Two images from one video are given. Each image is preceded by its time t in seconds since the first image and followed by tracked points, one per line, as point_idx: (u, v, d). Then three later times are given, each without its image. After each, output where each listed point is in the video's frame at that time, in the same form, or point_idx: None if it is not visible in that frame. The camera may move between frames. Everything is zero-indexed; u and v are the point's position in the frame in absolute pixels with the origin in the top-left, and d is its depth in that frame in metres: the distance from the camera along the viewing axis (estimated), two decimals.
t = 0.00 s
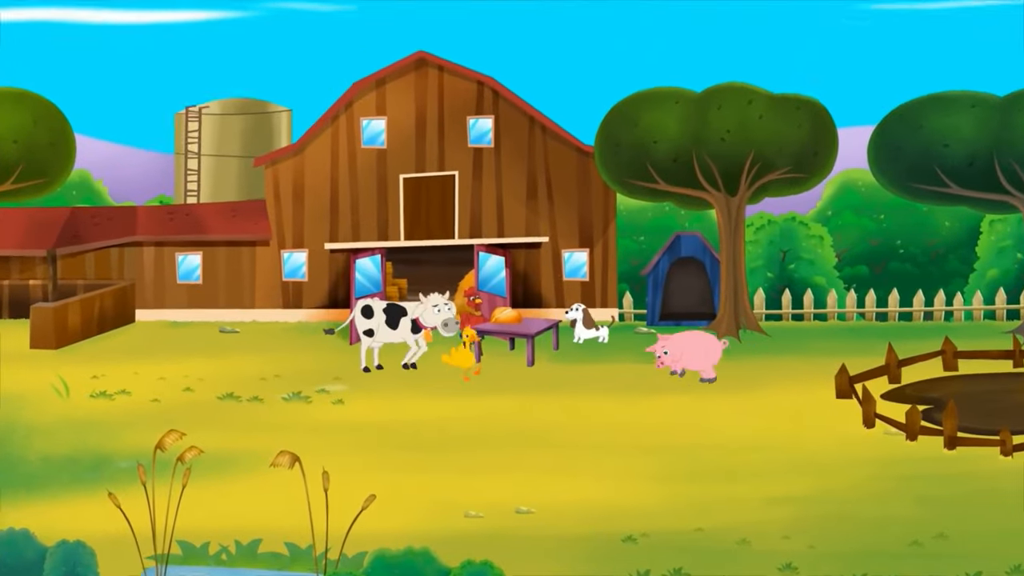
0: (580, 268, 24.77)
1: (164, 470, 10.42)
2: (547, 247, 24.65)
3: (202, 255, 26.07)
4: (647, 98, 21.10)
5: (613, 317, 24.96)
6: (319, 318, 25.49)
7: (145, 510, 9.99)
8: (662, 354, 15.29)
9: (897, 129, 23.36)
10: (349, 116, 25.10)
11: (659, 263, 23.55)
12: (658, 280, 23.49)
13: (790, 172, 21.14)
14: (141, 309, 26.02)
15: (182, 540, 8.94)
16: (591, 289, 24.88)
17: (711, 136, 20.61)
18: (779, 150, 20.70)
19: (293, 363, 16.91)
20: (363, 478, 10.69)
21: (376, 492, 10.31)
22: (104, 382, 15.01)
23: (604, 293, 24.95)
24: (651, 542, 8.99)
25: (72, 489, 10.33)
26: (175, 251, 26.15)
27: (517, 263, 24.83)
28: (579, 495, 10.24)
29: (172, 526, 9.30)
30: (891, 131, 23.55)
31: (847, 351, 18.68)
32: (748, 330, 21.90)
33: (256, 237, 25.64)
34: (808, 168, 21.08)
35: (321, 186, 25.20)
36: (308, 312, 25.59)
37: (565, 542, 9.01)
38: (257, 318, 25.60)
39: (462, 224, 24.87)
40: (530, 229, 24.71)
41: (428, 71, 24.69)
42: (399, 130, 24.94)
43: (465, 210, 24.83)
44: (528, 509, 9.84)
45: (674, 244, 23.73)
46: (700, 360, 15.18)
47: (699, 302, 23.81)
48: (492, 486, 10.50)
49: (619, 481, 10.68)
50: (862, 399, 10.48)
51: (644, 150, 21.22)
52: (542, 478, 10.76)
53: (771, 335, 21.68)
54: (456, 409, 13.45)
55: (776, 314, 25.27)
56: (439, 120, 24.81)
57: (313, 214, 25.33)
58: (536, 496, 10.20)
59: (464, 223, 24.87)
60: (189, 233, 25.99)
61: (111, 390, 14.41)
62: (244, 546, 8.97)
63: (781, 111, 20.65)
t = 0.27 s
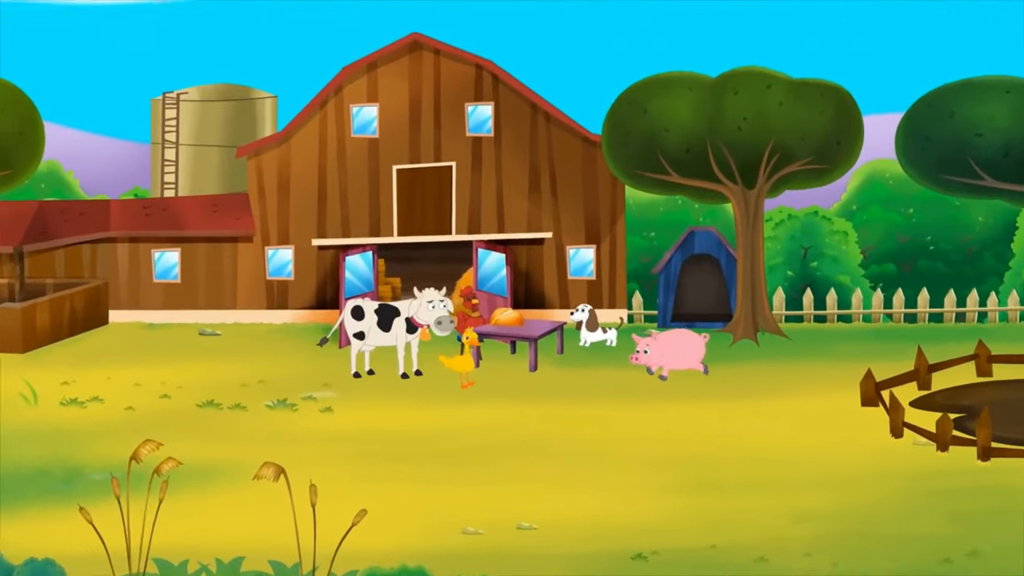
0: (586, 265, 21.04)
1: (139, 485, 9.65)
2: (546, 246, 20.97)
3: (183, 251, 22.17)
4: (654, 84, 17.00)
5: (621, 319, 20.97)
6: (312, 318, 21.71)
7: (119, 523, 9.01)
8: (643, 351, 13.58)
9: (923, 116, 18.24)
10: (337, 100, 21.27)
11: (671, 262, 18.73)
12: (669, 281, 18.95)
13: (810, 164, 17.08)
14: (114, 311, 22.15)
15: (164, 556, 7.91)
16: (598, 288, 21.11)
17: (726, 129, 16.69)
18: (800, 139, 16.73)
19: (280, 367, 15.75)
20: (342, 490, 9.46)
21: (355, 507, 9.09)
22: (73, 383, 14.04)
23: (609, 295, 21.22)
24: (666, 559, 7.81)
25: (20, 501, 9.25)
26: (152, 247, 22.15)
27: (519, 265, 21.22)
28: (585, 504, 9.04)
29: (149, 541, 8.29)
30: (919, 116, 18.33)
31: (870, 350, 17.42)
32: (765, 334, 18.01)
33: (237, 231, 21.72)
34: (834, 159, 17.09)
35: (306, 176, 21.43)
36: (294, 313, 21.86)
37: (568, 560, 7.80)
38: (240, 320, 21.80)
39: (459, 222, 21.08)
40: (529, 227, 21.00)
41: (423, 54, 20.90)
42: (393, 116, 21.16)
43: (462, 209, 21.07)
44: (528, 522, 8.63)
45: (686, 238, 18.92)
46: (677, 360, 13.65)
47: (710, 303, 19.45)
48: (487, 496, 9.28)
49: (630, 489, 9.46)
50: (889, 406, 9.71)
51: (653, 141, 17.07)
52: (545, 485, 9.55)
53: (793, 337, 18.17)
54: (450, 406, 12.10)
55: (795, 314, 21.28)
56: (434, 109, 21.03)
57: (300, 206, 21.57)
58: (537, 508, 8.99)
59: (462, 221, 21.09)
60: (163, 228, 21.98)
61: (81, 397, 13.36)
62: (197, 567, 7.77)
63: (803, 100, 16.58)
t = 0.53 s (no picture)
0: (594, 262, 17.45)
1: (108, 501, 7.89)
2: (549, 242, 17.46)
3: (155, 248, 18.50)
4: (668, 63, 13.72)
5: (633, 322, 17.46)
6: (299, 321, 18.05)
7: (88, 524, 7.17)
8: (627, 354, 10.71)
9: (964, 100, 17.07)
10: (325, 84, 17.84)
11: (688, 261, 15.74)
12: (686, 282, 15.86)
13: (837, 154, 13.89)
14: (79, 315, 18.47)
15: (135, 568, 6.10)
16: (608, 286, 17.52)
17: (745, 111, 13.57)
18: (828, 125, 13.58)
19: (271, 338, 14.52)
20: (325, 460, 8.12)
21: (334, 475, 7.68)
22: None
23: (618, 300, 17.58)
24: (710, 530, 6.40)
25: None
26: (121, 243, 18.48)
27: (521, 263, 17.70)
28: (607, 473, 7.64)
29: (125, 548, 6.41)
30: (959, 100, 17.14)
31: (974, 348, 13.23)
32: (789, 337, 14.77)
33: (213, 225, 18.19)
34: (865, 148, 13.82)
35: (289, 161, 17.91)
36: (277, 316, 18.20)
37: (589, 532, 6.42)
38: (217, 323, 18.20)
39: (455, 219, 17.57)
40: (532, 220, 17.45)
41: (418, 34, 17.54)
42: (387, 97, 17.72)
43: (457, 206, 17.56)
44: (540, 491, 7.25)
45: (704, 233, 15.88)
46: (666, 367, 10.66)
47: (734, 306, 16.00)
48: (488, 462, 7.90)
49: (658, 453, 8.17)
50: (926, 415, 8.44)
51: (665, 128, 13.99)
52: (557, 446, 8.21)
53: (814, 341, 15.85)
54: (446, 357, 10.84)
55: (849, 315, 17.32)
56: (430, 93, 17.61)
57: (283, 197, 18.04)
58: (549, 475, 7.60)
59: (458, 218, 17.58)
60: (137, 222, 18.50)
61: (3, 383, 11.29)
62: None
63: (831, 82, 13.43)
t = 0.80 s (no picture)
0: (603, 260, 14.76)
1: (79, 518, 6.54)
2: (552, 238, 14.77)
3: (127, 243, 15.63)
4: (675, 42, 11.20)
5: (643, 326, 14.93)
6: (286, 325, 15.27)
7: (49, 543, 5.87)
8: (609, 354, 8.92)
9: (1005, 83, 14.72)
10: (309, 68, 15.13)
11: (702, 257, 13.71)
12: (700, 280, 13.74)
13: (867, 143, 11.51)
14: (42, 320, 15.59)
15: None
16: (615, 283, 14.89)
17: (763, 98, 11.05)
18: (855, 112, 11.12)
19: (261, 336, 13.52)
20: (312, 458, 7.29)
21: (325, 478, 6.81)
22: None
23: (628, 302, 14.88)
24: (759, 527, 5.58)
25: None
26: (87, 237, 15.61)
27: (523, 262, 14.89)
28: (629, 468, 6.83)
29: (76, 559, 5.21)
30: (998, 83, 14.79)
31: None
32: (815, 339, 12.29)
33: (188, 217, 15.33)
34: (898, 136, 11.40)
35: (272, 148, 15.16)
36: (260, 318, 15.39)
37: (620, 527, 5.60)
38: (193, 326, 15.43)
39: (453, 214, 14.89)
40: (538, 218, 14.76)
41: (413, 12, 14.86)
42: (375, 77, 15.00)
43: (456, 203, 14.88)
44: (558, 487, 6.43)
45: (720, 227, 13.75)
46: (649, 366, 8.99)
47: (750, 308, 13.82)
48: (497, 456, 7.10)
49: (685, 448, 7.33)
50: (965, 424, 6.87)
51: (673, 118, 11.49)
52: (571, 444, 7.40)
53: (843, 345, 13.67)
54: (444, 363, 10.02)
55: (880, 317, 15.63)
56: (427, 75, 14.92)
57: (265, 189, 15.26)
58: (565, 470, 6.78)
59: (457, 214, 14.91)
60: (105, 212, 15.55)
61: None
62: None
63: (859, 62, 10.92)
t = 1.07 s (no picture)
0: (611, 257, 13.98)
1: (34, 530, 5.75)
2: (558, 233, 14.07)
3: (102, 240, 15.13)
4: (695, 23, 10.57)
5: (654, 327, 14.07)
6: (270, 325, 14.63)
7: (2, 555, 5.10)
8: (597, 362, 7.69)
9: None
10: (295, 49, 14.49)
11: (718, 255, 12.90)
12: (716, 279, 12.94)
13: (894, 132, 10.98)
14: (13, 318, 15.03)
15: None
16: (626, 283, 14.07)
17: (785, 83, 10.49)
18: (882, 98, 10.55)
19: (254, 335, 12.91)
20: (306, 462, 6.76)
21: (322, 481, 6.28)
22: None
23: (638, 301, 14.06)
24: (801, 531, 5.06)
25: None
26: (62, 233, 15.13)
27: (527, 259, 14.26)
28: (649, 471, 6.30)
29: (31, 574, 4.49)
30: None
31: None
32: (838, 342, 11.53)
33: (168, 212, 14.83)
34: (924, 124, 10.84)
35: (259, 137, 14.57)
36: (239, 318, 14.76)
37: (649, 532, 5.06)
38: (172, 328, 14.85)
39: (451, 207, 14.20)
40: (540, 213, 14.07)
41: None
42: (369, 61, 14.34)
43: (455, 195, 14.15)
44: (575, 491, 5.91)
45: (738, 223, 12.85)
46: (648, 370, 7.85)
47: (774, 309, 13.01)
48: (506, 461, 6.56)
49: (699, 456, 6.69)
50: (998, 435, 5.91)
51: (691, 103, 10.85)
52: (584, 446, 6.87)
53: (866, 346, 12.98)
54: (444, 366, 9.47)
55: (906, 319, 15.00)
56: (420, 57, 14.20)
57: (253, 181, 14.65)
58: (580, 474, 6.25)
59: (454, 207, 14.20)
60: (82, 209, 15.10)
61: None
62: None
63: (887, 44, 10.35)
